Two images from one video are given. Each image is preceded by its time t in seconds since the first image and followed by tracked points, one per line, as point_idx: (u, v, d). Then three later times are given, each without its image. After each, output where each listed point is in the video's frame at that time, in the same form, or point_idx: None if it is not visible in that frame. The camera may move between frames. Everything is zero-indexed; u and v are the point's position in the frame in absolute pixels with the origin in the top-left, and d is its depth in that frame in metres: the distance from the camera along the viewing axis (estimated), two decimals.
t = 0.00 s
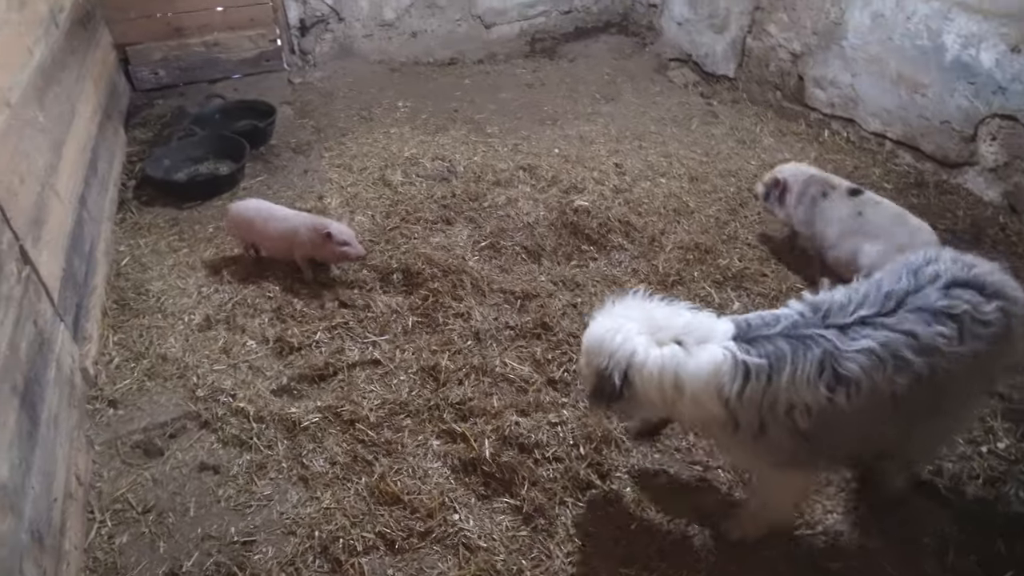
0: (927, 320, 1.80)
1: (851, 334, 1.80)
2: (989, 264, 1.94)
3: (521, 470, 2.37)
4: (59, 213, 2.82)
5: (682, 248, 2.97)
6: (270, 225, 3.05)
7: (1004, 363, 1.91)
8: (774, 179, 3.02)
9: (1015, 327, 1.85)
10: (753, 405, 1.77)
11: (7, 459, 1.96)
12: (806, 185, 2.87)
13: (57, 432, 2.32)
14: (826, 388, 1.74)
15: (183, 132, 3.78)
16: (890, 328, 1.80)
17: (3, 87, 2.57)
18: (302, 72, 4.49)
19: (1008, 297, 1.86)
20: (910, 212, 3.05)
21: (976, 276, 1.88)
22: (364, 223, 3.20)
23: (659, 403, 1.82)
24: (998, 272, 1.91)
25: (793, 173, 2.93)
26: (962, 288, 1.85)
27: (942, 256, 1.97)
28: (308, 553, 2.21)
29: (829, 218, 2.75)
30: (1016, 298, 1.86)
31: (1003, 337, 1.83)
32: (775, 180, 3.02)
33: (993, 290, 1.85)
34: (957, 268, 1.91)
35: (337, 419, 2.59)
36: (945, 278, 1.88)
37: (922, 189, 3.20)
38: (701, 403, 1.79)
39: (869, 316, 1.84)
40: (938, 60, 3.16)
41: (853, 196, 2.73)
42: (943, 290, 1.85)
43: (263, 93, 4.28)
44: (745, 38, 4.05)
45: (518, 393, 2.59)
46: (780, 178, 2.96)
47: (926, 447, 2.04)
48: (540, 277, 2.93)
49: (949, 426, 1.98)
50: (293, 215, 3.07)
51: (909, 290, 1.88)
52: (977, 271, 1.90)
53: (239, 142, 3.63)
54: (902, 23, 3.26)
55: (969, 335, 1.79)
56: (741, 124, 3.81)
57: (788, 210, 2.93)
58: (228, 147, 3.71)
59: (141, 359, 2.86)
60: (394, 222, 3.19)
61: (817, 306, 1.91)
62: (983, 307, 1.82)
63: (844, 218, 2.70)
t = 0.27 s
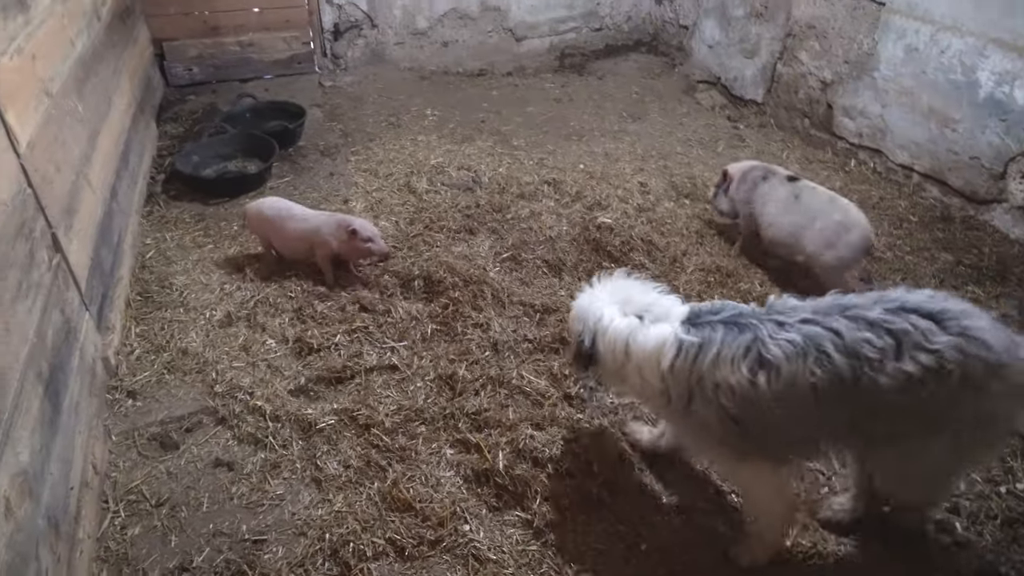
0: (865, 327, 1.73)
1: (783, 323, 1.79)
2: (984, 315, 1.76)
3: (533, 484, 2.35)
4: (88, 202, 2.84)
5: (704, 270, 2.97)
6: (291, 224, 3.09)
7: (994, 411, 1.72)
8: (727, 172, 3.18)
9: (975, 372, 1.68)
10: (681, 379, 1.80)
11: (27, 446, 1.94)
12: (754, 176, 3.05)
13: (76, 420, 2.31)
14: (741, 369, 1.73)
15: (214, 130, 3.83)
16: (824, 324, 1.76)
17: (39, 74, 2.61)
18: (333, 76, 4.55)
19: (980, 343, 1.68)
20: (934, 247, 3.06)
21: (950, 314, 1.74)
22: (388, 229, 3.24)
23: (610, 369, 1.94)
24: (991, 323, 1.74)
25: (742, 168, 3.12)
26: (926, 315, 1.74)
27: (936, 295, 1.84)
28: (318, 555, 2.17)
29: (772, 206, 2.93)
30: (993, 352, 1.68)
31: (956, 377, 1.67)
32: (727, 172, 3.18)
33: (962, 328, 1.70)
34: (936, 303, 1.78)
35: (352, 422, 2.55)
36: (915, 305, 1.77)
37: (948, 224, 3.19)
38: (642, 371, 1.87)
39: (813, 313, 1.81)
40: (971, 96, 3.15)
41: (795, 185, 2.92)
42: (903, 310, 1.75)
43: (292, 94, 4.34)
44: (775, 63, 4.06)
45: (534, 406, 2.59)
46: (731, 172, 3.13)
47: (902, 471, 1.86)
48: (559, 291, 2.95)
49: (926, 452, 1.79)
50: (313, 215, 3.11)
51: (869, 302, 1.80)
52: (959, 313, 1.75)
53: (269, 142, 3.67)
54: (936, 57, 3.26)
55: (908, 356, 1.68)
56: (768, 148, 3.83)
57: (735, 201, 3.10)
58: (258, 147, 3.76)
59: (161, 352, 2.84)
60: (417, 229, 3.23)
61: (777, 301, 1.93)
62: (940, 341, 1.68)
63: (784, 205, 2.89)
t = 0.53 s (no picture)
0: (816, 331, 1.77)
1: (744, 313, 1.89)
2: (946, 356, 1.72)
3: (546, 502, 2.32)
4: (113, 213, 2.89)
5: (720, 289, 2.97)
6: (320, 227, 3.09)
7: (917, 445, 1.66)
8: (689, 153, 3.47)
9: (911, 401, 1.64)
10: (638, 350, 2.01)
11: (51, 452, 1.97)
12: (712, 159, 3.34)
13: (97, 429, 2.31)
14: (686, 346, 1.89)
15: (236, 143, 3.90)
16: (781, 319, 1.83)
17: (71, 88, 2.67)
18: (352, 90, 4.61)
19: (926, 378, 1.65)
20: (953, 268, 3.06)
21: (906, 344, 1.72)
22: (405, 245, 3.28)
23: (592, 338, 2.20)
24: (951, 365, 1.70)
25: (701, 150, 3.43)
26: (882, 336, 1.74)
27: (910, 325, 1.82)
28: (330, 569, 2.16)
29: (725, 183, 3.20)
30: (935, 390, 1.64)
31: (888, 403, 1.64)
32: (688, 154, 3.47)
33: (913, 358, 1.68)
34: (900, 331, 1.76)
35: (366, 436, 2.54)
36: (879, 326, 1.77)
37: (967, 246, 3.17)
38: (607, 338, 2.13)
39: (780, 309, 1.89)
40: (990, 119, 3.13)
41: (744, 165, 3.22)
42: (864, 327, 1.77)
43: (311, 108, 4.40)
44: (793, 83, 4.06)
45: (547, 424, 2.58)
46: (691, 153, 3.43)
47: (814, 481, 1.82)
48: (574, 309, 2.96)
49: (835, 465, 1.74)
50: (338, 216, 3.15)
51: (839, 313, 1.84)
52: (918, 345, 1.73)
53: (289, 155, 3.73)
54: (954, 80, 3.25)
55: (846, 368, 1.69)
56: (784, 168, 3.82)
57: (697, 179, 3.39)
58: (278, 159, 3.82)
59: (179, 362, 2.84)
60: (434, 245, 3.28)
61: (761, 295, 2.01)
62: (882, 364, 1.67)
63: (735, 181, 3.17)
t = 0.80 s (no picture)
0: (739, 347, 1.73)
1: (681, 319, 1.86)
2: (870, 388, 1.60)
3: (556, 527, 2.29)
4: (130, 234, 2.92)
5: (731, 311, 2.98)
6: (355, 240, 3.13)
7: (830, 476, 1.59)
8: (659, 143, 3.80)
9: (816, 431, 1.57)
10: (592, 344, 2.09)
11: (64, 473, 1.98)
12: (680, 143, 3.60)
13: (110, 448, 2.31)
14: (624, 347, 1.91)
15: (250, 164, 3.95)
16: (711, 330, 1.80)
17: (92, 112, 2.72)
18: (365, 112, 4.68)
19: (835, 409, 1.56)
20: (965, 291, 3.09)
21: (825, 370, 1.63)
22: (417, 267, 3.31)
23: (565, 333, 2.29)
24: (870, 394, 1.59)
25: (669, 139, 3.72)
26: (804, 359, 1.66)
27: (846, 350, 1.72)
28: None
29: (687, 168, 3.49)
30: (844, 422, 1.55)
31: (794, 428, 1.59)
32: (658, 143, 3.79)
33: (824, 386, 1.59)
34: (828, 357, 1.67)
35: (377, 458, 2.52)
36: (806, 350, 1.70)
37: (979, 268, 3.20)
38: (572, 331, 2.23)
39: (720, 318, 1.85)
40: (1001, 141, 3.13)
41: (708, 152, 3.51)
42: (788, 348, 1.70)
43: (325, 129, 4.47)
44: (803, 105, 4.08)
45: (558, 448, 2.56)
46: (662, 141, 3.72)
47: (762, 505, 1.77)
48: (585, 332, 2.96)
49: (779, 492, 1.68)
50: (368, 224, 3.19)
51: (773, 332, 1.77)
52: (838, 372, 1.63)
53: (303, 177, 3.78)
54: (964, 102, 3.24)
55: (757, 391, 1.64)
56: (794, 190, 3.86)
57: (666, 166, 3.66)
58: (292, 181, 3.86)
59: (191, 382, 2.82)
60: (445, 266, 3.31)
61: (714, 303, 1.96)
62: (793, 390, 1.61)
63: (697, 166, 3.46)
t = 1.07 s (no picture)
0: (671, 338, 1.99)
1: (628, 312, 2.14)
2: (780, 382, 1.83)
3: (563, 549, 2.26)
4: (142, 253, 2.95)
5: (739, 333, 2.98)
6: (391, 247, 3.32)
7: (740, 460, 1.78)
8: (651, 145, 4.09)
9: (727, 416, 1.80)
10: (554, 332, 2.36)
11: (74, 491, 1.99)
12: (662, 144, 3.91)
13: (119, 466, 2.32)
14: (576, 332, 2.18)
15: (260, 183, 3.98)
16: (651, 322, 2.07)
17: (106, 133, 2.77)
18: (375, 133, 4.74)
19: (744, 397, 1.80)
20: (974, 313, 3.08)
21: (743, 364, 1.87)
22: (425, 286, 3.33)
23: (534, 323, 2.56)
24: (779, 385, 1.82)
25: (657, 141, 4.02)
26: (726, 355, 1.91)
27: (771, 351, 1.96)
28: None
29: (665, 163, 3.76)
30: (750, 409, 1.78)
31: (705, 411, 1.84)
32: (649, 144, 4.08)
33: (738, 377, 1.83)
34: (749, 354, 1.91)
35: (384, 478, 2.51)
36: (732, 348, 1.95)
37: (990, 290, 3.18)
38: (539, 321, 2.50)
39: (665, 314, 2.13)
40: (1009, 163, 3.12)
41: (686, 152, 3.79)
42: (715, 344, 1.95)
43: (336, 150, 4.53)
44: (811, 126, 4.09)
45: (565, 469, 2.54)
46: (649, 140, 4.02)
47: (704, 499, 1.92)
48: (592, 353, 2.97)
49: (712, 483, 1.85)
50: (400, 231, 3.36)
51: (707, 331, 2.03)
52: (756, 368, 1.87)
53: (313, 197, 3.82)
54: (972, 124, 3.24)
55: (679, 378, 1.90)
56: (802, 211, 3.89)
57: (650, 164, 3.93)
58: (302, 201, 3.90)
59: (201, 401, 2.83)
60: (453, 285, 3.33)
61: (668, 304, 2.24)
62: (710, 378, 1.86)
63: (673, 161, 3.73)
